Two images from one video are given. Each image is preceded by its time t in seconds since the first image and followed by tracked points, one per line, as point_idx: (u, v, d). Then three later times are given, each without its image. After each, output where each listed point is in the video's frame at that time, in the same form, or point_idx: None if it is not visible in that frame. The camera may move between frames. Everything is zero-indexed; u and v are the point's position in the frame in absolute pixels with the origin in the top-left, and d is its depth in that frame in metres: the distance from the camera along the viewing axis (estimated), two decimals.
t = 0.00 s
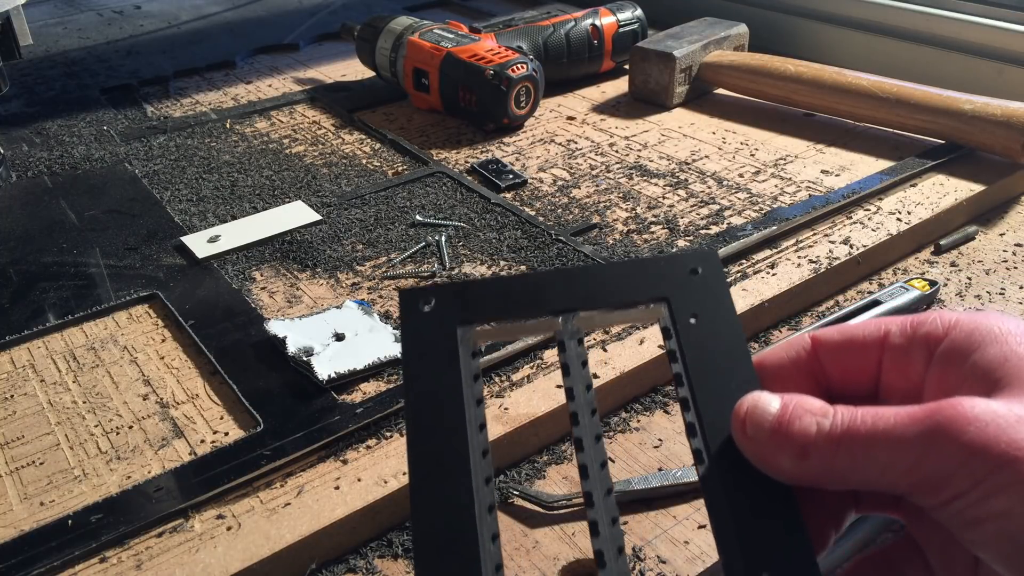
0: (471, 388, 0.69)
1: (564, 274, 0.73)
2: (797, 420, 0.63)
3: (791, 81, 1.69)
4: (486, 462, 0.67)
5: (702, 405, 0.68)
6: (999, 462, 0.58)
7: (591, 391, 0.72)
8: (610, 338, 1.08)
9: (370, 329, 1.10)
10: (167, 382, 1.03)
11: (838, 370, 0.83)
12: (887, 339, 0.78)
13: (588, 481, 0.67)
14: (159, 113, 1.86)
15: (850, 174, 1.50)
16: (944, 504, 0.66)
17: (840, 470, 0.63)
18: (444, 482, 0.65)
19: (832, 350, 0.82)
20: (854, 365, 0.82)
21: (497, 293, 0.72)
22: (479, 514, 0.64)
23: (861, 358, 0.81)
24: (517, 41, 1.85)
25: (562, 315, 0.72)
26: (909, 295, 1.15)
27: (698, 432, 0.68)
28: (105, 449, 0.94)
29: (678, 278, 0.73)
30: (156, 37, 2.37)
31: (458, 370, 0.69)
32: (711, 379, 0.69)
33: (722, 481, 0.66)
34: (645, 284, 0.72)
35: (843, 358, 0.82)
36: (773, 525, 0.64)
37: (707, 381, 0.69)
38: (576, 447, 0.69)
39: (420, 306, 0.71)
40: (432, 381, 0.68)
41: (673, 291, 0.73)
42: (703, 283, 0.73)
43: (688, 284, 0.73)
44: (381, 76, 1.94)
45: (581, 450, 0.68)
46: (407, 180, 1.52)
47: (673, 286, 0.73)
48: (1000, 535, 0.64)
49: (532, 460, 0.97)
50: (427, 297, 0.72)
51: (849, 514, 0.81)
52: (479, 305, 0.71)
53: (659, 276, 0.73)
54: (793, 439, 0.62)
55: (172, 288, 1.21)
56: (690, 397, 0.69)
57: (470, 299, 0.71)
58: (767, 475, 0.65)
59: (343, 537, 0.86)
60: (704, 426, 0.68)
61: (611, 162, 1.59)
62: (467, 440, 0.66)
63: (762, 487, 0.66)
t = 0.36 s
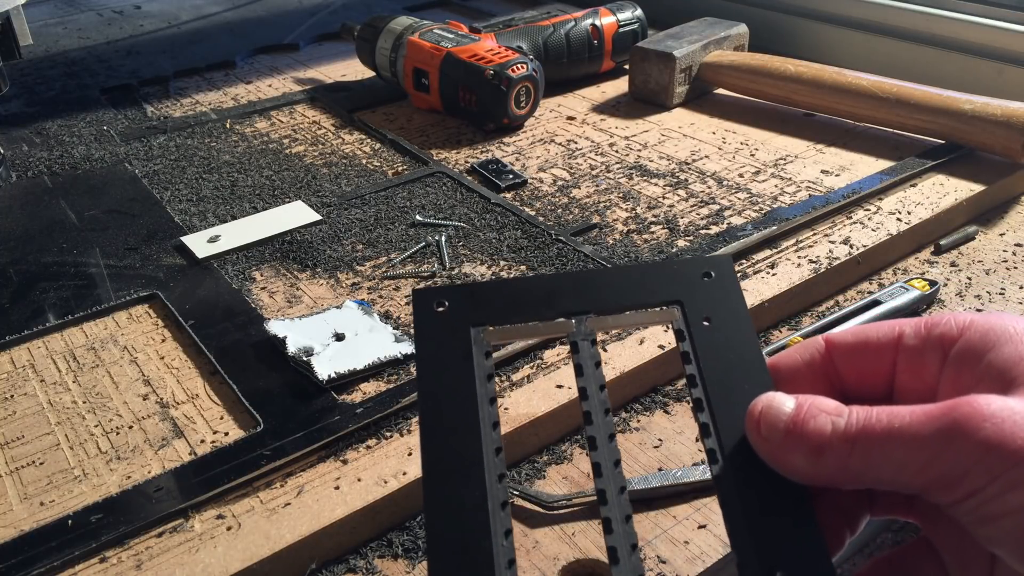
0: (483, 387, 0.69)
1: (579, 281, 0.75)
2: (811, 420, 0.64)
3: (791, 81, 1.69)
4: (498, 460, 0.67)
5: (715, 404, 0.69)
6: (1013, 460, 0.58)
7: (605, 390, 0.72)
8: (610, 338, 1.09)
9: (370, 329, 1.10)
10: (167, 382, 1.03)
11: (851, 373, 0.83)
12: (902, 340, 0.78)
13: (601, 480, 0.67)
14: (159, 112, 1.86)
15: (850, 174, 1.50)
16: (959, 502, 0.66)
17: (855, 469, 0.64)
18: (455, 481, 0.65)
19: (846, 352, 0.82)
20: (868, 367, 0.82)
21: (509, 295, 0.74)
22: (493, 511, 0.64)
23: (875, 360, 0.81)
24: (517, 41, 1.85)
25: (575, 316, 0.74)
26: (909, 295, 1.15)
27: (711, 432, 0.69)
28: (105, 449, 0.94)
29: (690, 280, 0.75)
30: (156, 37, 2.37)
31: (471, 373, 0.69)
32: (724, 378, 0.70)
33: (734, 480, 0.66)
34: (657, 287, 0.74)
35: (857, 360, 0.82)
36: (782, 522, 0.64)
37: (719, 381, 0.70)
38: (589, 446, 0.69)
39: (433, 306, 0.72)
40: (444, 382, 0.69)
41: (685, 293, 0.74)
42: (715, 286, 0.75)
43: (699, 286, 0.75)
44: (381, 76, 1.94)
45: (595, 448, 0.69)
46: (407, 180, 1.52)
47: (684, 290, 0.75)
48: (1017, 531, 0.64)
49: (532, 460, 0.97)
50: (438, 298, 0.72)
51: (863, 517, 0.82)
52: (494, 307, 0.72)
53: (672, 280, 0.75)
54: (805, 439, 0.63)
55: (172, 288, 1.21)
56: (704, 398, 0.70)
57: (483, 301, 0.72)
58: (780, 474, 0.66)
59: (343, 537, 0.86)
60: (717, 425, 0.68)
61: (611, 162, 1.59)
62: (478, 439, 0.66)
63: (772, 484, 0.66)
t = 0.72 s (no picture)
0: (516, 393, 0.70)
1: (605, 290, 0.76)
2: (836, 428, 0.64)
3: (791, 81, 1.69)
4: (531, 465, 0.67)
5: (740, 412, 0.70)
6: None
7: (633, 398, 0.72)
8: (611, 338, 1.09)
9: (370, 329, 1.10)
10: (167, 382, 1.03)
11: (874, 385, 0.84)
12: (928, 353, 0.79)
13: (628, 484, 0.68)
14: (159, 112, 1.86)
15: (850, 174, 1.50)
16: (981, 512, 0.67)
17: (878, 477, 0.64)
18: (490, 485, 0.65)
19: (870, 364, 0.83)
20: (893, 379, 0.83)
21: (539, 304, 0.75)
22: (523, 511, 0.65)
23: (899, 372, 0.82)
24: (517, 41, 1.85)
25: (604, 325, 0.74)
26: (909, 294, 1.15)
27: (738, 440, 0.69)
28: (105, 449, 0.94)
29: (717, 290, 0.76)
30: (156, 38, 2.37)
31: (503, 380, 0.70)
32: (750, 387, 0.71)
33: (759, 486, 0.67)
34: (685, 297, 0.75)
35: (882, 372, 0.83)
36: (801, 525, 0.65)
37: (746, 390, 0.71)
38: (617, 451, 0.70)
39: (467, 314, 0.73)
40: (476, 387, 0.69)
41: (712, 303, 0.75)
42: (743, 297, 0.76)
43: (726, 297, 0.76)
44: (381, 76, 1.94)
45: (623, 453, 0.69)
46: (407, 180, 1.52)
47: (711, 300, 0.76)
48: None
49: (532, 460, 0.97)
50: (473, 307, 0.74)
51: (886, 526, 0.83)
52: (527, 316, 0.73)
53: (698, 290, 0.76)
54: (831, 447, 0.63)
55: (172, 287, 1.21)
56: (730, 405, 0.70)
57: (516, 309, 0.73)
58: (804, 480, 0.66)
59: (342, 537, 0.86)
60: (744, 433, 0.69)
61: (611, 162, 1.59)
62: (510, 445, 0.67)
63: (795, 489, 0.67)
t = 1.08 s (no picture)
0: (543, 277, 0.64)
1: (653, 150, 0.67)
2: (892, 329, 0.62)
3: (791, 81, 1.69)
4: (555, 390, 0.61)
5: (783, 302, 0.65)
6: None
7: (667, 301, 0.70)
8: (611, 338, 1.09)
9: (370, 329, 1.10)
10: (167, 382, 1.03)
11: (923, 290, 0.83)
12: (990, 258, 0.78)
13: (662, 401, 0.66)
14: (159, 113, 1.86)
15: (850, 174, 1.50)
16: None
17: (933, 381, 0.62)
18: (524, 411, 0.59)
19: (924, 262, 0.81)
20: (950, 282, 0.81)
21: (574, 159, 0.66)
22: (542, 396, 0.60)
23: (957, 275, 0.80)
24: (517, 41, 1.85)
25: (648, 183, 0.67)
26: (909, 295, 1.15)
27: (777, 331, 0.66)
28: (105, 449, 0.94)
29: (770, 166, 0.69)
30: (156, 38, 2.37)
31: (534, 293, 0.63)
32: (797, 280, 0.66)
33: (804, 382, 0.64)
34: (738, 166, 0.68)
35: (938, 270, 0.81)
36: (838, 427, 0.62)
37: (792, 282, 0.66)
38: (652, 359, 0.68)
39: (494, 155, 0.66)
40: (511, 283, 0.63)
41: (763, 177, 0.68)
42: (795, 176, 0.69)
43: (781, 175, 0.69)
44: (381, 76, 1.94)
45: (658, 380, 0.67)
46: (407, 180, 1.52)
47: (764, 175, 0.68)
48: None
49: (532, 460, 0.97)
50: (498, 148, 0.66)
51: (919, 437, 0.82)
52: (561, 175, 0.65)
53: (752, 163, 0.68)
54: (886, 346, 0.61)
55: (172, 287, 1.21)
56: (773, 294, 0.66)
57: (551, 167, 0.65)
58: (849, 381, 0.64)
59: (342, 537, 0.86)
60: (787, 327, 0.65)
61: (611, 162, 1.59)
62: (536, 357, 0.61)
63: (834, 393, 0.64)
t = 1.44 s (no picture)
0: (518, 354, 0.69)
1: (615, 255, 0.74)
2: (854, 397, 0.64)
3: (792, 81, 1.69)
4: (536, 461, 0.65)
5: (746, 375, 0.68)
6: None
7: (640, 361, 0.71)
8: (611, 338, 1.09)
9: (370, 329, 1.10)
10: (167, 382, 1.03)
11: (893, 359, 0.83)
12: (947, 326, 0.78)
13: (634, 451, 0.67)
14: (159, 112, 1.86)
15: (850, 174, 1.50)
16: (1002, 484, 0.66)
17: (897, 446, 0.64)
18: (506, 496, 0.62)
19: (884, 335, 0.82)
20: (911, 352, 0.82)
21: (542, 266, 0.73)
22: (524, 477, 0.64)
23: (918, 343, 0.81)
24: (517, 41, 1.85)
25: (610, 288, 0.73)
26: (909, 294, 1.15)
27: (748, 408, 0.67)
28: (105, 449, 0.94)
29: (727, 256, 0.74)
30: (156, 37, 2.37)
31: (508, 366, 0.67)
32: (761, 355, 0.69)
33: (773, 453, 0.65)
34: (691, 263, 0.74)
35: (898, 342, 0.82)
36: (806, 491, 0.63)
37: (755, 355, 0.69)
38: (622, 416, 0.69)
39: (468, 272, 0.72)
40: (489, 372, 0.67)
41: (722, 268, 0.74)
42: (754, 262, 0.74)
43: (738, 262, 0.74)
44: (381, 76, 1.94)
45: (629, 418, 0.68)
46: (407, 180, 1.52)
47: (722, 266, 0.74)
48: None
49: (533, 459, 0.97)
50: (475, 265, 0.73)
51: (894, 500, 0.83)
52: (530, 279, 0.72)
53: (708, 254, 0.74)
54: (849, 413, 0.62)
55: (172, 287, 1.21)
56: (741, 372, 0.69)
57: (519, 277, 0.72)
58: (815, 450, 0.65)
59: (342, 537, 0.86)
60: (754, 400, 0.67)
61: (611, 162, 1.59)
62: (515, 434, 0.65)
63: (802, 456, 0.65)
